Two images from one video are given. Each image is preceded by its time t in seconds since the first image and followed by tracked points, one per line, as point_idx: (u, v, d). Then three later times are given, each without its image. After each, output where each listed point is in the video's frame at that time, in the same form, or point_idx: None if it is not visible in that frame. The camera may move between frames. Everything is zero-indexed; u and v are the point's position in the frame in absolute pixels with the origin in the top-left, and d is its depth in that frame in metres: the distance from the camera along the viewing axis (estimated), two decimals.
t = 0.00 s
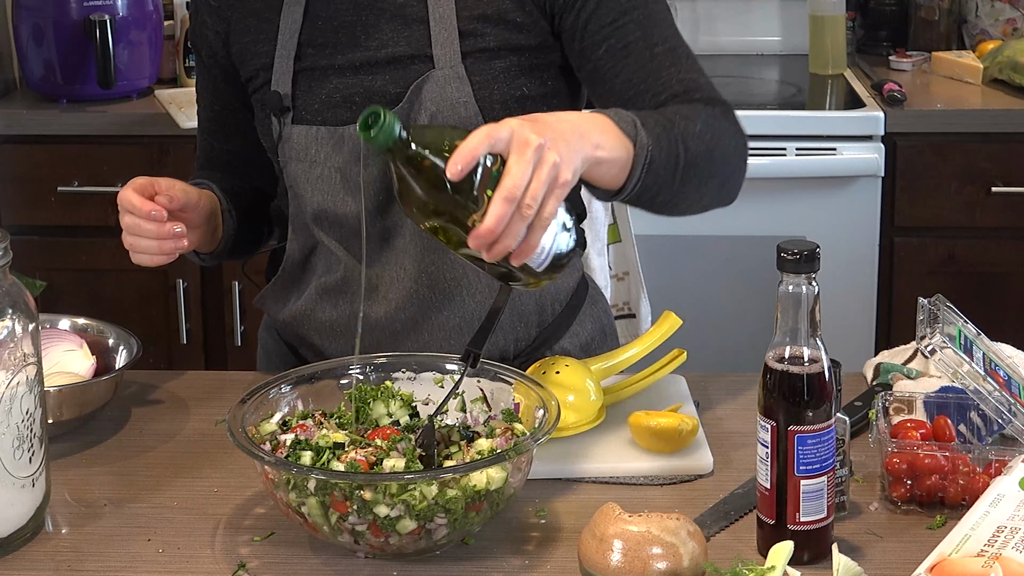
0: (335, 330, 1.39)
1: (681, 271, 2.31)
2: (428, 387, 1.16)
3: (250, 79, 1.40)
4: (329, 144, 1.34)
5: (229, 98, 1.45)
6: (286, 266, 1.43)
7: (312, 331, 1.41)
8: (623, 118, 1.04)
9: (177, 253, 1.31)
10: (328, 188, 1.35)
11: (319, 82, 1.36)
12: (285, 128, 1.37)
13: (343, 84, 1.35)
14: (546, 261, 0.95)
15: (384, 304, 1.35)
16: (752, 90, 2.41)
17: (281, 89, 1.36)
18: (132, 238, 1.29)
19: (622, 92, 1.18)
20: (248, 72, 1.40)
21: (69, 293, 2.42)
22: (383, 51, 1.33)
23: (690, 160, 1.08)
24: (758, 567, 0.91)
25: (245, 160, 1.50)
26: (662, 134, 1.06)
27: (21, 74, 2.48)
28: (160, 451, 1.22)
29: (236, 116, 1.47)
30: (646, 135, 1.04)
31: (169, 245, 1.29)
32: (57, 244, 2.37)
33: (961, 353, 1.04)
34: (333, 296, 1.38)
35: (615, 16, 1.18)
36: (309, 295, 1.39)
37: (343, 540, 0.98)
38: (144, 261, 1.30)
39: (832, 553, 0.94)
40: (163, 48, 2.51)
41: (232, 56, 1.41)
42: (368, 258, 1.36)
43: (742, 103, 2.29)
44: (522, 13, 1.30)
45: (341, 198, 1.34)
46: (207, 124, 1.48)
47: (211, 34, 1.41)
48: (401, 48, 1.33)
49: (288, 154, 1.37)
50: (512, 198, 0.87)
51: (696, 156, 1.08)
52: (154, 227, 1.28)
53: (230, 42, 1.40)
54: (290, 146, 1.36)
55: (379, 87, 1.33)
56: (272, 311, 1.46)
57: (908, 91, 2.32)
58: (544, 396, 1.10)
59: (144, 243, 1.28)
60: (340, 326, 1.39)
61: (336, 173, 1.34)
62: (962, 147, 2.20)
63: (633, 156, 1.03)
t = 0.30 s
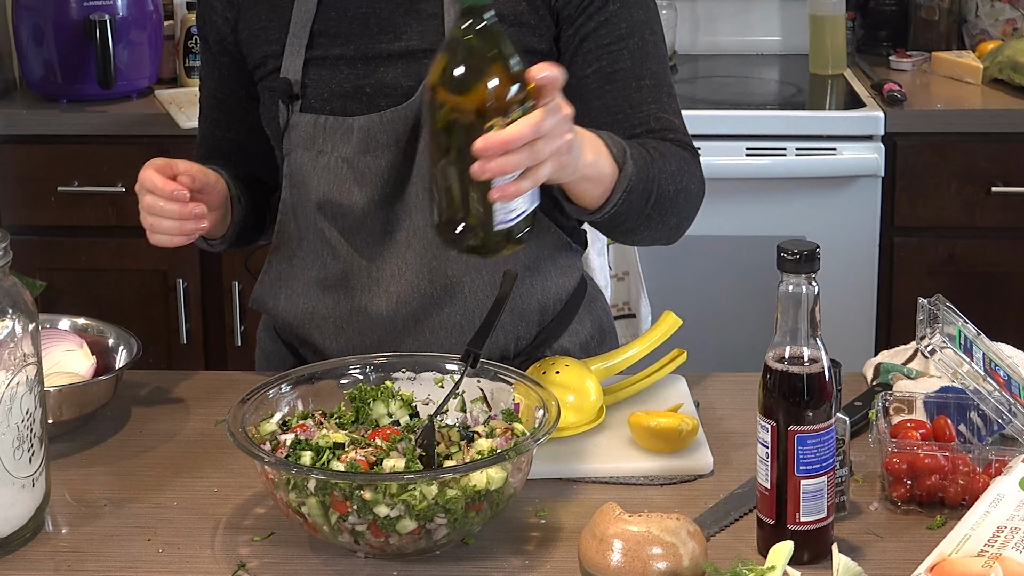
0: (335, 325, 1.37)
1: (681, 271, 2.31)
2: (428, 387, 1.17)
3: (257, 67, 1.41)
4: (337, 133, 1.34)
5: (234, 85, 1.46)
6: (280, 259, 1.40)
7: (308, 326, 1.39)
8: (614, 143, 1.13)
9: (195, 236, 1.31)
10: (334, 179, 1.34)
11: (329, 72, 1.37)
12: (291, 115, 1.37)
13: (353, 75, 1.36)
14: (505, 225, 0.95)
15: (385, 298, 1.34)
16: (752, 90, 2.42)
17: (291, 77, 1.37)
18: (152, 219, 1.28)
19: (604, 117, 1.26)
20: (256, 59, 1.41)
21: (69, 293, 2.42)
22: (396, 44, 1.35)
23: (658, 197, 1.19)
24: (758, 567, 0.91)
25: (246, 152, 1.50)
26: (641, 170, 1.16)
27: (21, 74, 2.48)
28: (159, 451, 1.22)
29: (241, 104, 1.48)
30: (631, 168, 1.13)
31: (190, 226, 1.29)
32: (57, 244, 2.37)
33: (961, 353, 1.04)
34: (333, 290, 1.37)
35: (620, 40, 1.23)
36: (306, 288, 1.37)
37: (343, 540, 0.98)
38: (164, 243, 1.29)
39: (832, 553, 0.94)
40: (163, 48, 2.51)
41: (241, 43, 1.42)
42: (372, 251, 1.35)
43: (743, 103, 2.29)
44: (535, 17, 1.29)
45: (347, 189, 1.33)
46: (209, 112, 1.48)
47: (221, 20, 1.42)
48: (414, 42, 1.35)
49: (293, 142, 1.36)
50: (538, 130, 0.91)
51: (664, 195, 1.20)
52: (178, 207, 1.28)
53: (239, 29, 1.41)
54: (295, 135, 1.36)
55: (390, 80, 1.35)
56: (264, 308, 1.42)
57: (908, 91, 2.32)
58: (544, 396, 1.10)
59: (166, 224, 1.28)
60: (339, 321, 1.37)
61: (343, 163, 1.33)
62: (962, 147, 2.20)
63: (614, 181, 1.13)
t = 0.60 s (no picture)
0: (347, 309, 1.40)
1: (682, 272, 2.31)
2: (428, 387, 1.17)
3: (277, 59, 1.42)
4: (366, 122, 1.38)
5: (247, 78, 1.46)
6: (300, 242, 1.43)
7: (317, 304, 1.42)
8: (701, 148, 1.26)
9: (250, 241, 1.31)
10: (363, 166, 1.38)
11: (358, 64, 1.40)
12: (319, 106, 1.39)
13: (383, 66, 1.39)
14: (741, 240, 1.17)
15: (396, 278, 1.38)
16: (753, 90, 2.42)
17: (319, 68, 1.40)
18: (204, 228, 1.28)
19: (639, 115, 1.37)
20: (278, 52, 1.42)
21: (69, 293, 2.42)
22: (427, 37, 1.39)
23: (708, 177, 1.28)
24: (758, 567, 0.91)
25: (254, 145, 1.50)
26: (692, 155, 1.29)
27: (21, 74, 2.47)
28: (159, 451, 1.22)
29: (253, 97, 1.47)
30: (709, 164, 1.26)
31: (244, 233, 1.29)
32: (57, 244, 2.37)
33: (961, 353, 1.04)
34: (347, 269, 1.41)
35: (654, 43, 1.36)
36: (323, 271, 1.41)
37: (343, 540, 0.98)
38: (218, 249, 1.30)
39: (832, 553, 0.94)
40: (163, 48, 2.51)
41: (262, 37, 1.42)
42: (393, 236, 1.40)
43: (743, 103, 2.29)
44: (566, 17, 1.38)
45: (375, 175, 1.38)
46: (217, 105, 1.48)
47: (239, 15, 1.41)
48: (445, 34, 1.39)
49: (321, 132, 1.39)
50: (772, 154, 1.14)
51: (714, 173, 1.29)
52: (230, 215, 1.27)
53: (259, 21, 1.42)
54: (325, 126, 1.39)
55: (422, 69, 1.39)
56: (275, 288, 1.47)
57: (908, 91, 2.32)
58: (544, 396, 1.10)
59: (219, 232, 1.28)
60: (350, 306, 1.40)
61: (371, 151, 1.38)
62: (962, 147, 2.20)
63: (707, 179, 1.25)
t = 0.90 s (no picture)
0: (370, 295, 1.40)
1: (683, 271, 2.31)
2: (428, 387, 1.17)
3: (308, 45, 1.42)
4: (403, 113, 1.39)
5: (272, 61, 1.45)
6: (325, 228, 1.42)
7: (340, 290, 1.41)
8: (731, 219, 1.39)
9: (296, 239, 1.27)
10: (399, 156, 1.38)
11: (395, 55, 1.41)
12: (355, 93, 1.40)
13: (421, 59, 1.41)
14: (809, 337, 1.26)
15: (421, 267, 1.38)
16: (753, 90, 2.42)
17: (355, 55, 1.40)
18: (248, 225, 1.26)
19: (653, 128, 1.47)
20: (312, 38, 1.42)
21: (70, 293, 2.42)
22: (466, 33, 1.41)
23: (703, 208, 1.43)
24: (758, 567, 0.91)
25: (272, 130, 1.49)
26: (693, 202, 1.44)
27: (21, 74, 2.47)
28: (159, 451, 1.22)
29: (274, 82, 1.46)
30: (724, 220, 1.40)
31: (287, 232, 1.25)
32: (58, 243, 2.37)
33: (961, 353, 1.05)
34: (373, 256, 1.41)
35: (675, 59, 1.44)
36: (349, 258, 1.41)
37: (343, 540, 0.98)
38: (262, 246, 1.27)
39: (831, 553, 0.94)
40: (163, 47, 2.51)
41: (293, 23, 1.42)
42: (423, 227, 1.40)
43: (743, 103, 2.29)
44: (600, 24, 1.42)
45: (411, 165, 1.38)
46: (234, 89, 1.45)
47: None
48: (484, 31, 1.41)
49: (354, 120, 1.39)
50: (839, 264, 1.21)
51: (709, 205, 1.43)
52: (274, 215, 1.24)
53: (290, 7, 1.42)
54: (358, 112, 1.39)
55: (459, 64, 1.40)
56: (296, 273, 1.45)
57: (909, 91, 2.32)
58: (544, 396, 1.10)
59: (263, 230, 1.25)
60: (374, 292, 1.40)
61: (408, 141, 1.38)
62: (962, 147, 2.20)
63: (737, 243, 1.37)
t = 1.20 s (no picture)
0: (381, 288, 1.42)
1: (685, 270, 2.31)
2: (428, 387, 1.17)
3: (331, 40, 1.42)
4: (421, 109, 1.39)
5: (297, 55, 1.44)
6: (340, 218, 1.43)
7: (352, 280, 1.43)
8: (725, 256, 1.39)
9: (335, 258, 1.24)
10: (416, 152, 1.38)
11: (416, 52, 1.41)
12: (375, 87, 1.40)
13: (442, 57, 1.40)
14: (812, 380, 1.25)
15: (433, 260, 1.39)
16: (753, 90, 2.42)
17: (378, 51, 1.40)
18: (286, 243, 1.23)
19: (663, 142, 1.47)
20: (335, 32, 1.42)
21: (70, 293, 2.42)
22: (489, 33, 1.41)
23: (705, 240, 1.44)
24: (758, 567, 0.91)
25: (294, 124, 1.48)
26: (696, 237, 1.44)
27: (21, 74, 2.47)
28: (159, 451, 1.22)
29: (297, 77, 1.46)
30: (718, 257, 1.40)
31: (324, 253, 1.22)
32: (59, 243, 2.37)
33: (961, 353, 1.04)
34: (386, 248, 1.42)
35: (689, 72, 1.44)
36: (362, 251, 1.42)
37: (343, 540, 0.98)
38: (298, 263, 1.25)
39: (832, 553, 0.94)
40: (163, 47, 2.51)
41: (317, 17, 1.42)
42: (437, 222, 1.41)
43: (743, 104, 2.29)
44: (621, 29, 1.42)
45: (428, 161, 1.38)
46: (257, 82, 1.45)
47: None
48: (506, 32, 1.41)
49: (373, 115, 1.39)
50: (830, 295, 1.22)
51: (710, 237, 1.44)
52: (314, 236, 1.21)
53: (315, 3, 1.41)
54: (376, 109, 1.39)
55: (480, 65, 1.40)
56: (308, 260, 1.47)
57: (909, 91, 2.32)
58: (544, 396, 1.10)
59: (299, 249, 1.23)
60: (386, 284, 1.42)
61: (425, 137, 1.38)
62: (962, 147, 2.20)
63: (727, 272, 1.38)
